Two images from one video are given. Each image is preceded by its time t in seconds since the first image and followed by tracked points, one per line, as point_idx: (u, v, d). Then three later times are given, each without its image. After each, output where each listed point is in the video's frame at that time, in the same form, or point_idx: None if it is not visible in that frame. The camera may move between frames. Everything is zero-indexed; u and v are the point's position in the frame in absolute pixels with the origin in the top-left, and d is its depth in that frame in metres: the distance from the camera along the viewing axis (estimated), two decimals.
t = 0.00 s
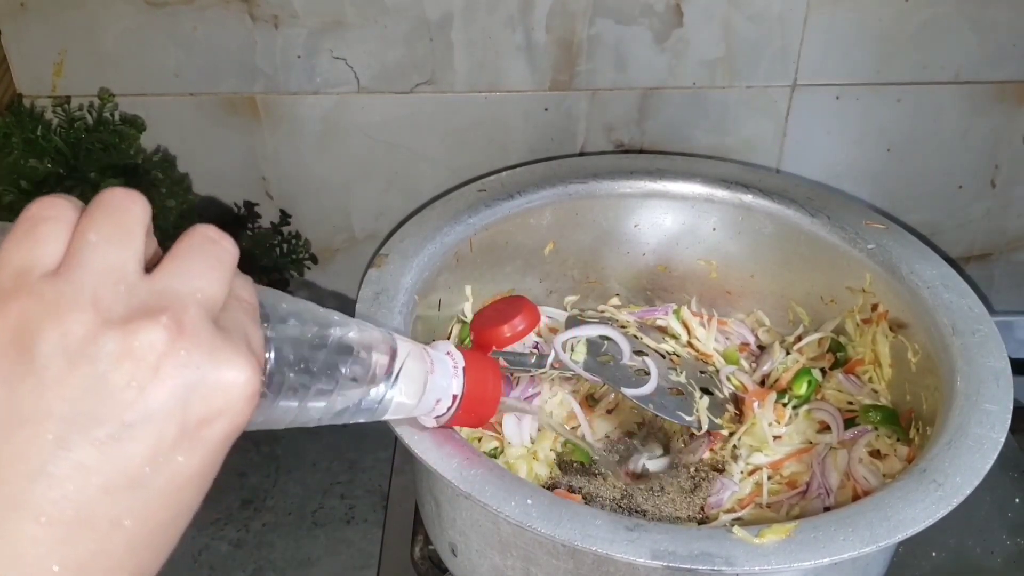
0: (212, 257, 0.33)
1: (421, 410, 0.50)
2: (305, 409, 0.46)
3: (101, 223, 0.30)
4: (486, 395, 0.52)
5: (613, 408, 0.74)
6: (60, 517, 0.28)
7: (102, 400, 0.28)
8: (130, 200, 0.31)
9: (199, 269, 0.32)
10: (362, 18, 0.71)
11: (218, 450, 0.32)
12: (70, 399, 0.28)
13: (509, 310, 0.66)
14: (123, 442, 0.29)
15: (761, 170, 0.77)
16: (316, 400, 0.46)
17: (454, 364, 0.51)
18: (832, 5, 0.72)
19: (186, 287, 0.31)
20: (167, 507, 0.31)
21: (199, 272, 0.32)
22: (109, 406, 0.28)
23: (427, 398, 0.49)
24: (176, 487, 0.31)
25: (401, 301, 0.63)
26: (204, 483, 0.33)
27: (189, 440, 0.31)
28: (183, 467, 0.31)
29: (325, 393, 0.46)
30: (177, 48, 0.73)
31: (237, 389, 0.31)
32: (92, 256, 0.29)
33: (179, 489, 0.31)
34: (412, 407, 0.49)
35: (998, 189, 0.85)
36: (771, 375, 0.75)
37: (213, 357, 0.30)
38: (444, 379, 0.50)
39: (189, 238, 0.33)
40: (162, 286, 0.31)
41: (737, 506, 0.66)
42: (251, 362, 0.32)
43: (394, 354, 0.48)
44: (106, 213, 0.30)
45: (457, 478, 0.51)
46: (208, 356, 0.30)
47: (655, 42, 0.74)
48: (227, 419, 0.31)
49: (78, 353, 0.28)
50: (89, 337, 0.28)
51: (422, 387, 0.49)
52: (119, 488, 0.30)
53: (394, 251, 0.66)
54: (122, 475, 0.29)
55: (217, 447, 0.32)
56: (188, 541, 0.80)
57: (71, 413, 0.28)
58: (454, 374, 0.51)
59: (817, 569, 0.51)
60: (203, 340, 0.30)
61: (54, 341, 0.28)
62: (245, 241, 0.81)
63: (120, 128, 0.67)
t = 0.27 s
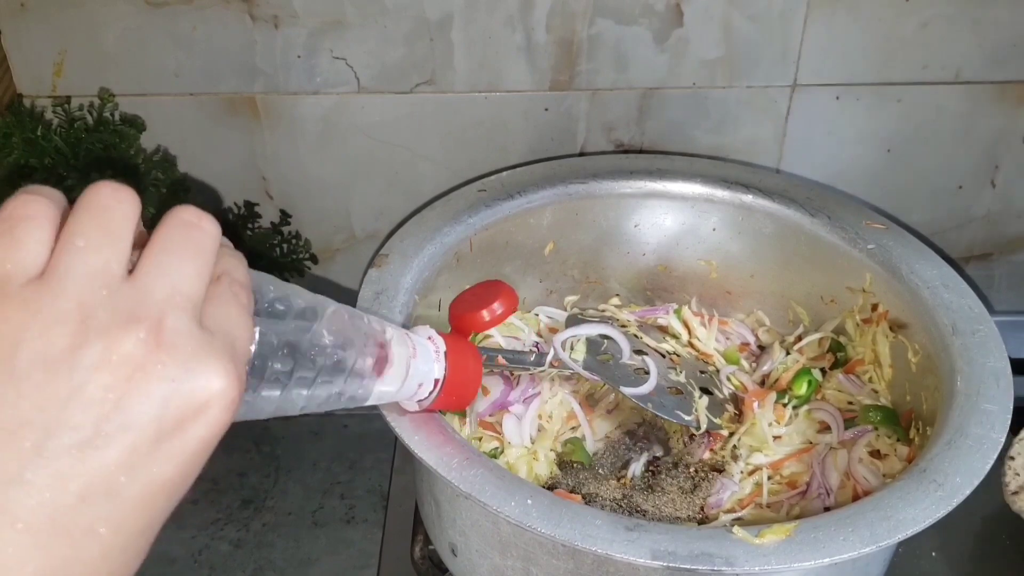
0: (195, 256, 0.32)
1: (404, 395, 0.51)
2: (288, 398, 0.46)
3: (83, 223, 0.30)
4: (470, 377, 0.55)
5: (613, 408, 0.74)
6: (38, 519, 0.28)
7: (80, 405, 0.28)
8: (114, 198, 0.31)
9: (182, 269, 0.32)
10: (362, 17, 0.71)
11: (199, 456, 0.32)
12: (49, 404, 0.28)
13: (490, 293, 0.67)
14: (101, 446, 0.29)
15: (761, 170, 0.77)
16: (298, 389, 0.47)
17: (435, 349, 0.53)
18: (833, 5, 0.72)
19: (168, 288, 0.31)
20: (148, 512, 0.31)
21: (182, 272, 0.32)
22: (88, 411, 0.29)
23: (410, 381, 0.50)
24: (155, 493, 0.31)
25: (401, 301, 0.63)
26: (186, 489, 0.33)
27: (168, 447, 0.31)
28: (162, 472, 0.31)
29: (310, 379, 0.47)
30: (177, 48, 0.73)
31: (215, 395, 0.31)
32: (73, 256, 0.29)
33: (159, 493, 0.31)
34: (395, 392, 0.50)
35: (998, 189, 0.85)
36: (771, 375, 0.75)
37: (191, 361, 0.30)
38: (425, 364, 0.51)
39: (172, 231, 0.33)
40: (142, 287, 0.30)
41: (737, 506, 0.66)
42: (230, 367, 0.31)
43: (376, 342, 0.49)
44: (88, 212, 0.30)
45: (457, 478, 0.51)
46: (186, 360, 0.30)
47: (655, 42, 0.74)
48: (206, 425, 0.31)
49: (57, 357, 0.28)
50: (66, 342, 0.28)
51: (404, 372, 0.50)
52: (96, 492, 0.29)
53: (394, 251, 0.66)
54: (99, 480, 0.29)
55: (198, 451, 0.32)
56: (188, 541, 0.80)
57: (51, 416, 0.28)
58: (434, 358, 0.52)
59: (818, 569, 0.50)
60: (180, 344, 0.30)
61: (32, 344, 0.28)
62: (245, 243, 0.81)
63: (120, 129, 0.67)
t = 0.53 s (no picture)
0: (190, 279, 0.32)
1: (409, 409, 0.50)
2: (291, 413, 0.47)
3: (85, 240, 0.30)
4: (475, 392, 0.52)
5: (613, 408, 0.74)
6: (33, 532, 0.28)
7: (76, 423, 0.28)
8: (113, 218, 0.31)
9: (177, 292, 0.31)
10: (361, 17, 0.71)
11: (191, 472, 0.32)
12: (43, 422, 0.27)
13: (503, 302, 0.63)
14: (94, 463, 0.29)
15: (761, 170, 0.77)
16: (300, 404, 0.47)
17: (440, 362, 0.51)
18: (832, 5, 0.72)
19: (162, 309, 0.31)
20: (140, 525, 0.31)
21: (177, 294, 0.31)
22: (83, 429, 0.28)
23: (413, 398, 0.49)
24: (145, 508, 0.31)
25: (401, 301, 0.63)
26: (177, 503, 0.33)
27: (160, 464, 0.30)
28: (153, 488, 0.31)
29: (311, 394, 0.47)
30: (176, 47, 0.73)
31: (210, 415, 0.30)
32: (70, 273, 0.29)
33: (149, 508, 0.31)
34: (397, 407, 0.49)
35: (998, 189, 0.85)
36: (771, 375, 0.75)
37: (188, 382, 0.30)
38: (429, 379, 0.50)
39: (167, 259, 0.33)
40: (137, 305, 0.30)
41: (737, 505, 0.65)
42: (225, 387, 0.31)
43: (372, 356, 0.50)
44: (88, 230, 0.30)
45: (456, 478, 0.51)
46: (182, 381, 0.30)
47: (655, 42, 0.74)
48: (199, 445, 0.31)
49: (55, 373, 0.27)
50: (62, 359, 0.28)
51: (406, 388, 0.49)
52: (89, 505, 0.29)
53: (394, 251, 0.66)
54: (90, 495, 0.29)
55: (190, 468, 0.32)
56: (188, 541, 0.80)
57: (47, 431, 0.28)
58: (438, 372, 0.51)
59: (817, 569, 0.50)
60: (178, 363, 0.29)
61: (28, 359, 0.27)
62: (244, 241, 0.80)
63: (120, 128, 0.67)
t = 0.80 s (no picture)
0: (149, 313, 0.34)
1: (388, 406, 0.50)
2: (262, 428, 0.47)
3: (47, 280, 0.32)
4: (455, 382, 0.52)
5: (613, 409, 0.74)
6: None
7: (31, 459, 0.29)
8: (76, 255, 0.33)
9: (136, 325, 0.33)
10: (361, 17, 0.71)
11: (147, 508, 0.33)
12: None
13: (478, 290, 0.68)
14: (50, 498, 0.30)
15: (760, 170, 0.77)
16: (273, 417, 0.47)
17: (418, 356, 0.51)
18: (832, 5, 0.72)
19: (119, 346, 0.32)
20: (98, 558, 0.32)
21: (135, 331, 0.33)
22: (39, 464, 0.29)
23: (390, 396, 0.50)
24: (98, 546, 0.32)
25: (401, 301, 0.63)
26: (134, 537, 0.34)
27: (114, 500, 0.32)
28: (109, 525, 0.32)
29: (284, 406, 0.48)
30: (176, 47, 0.73)
31: (164, 450, 0.32)
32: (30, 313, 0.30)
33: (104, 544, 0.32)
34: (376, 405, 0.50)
35: (998, 189, 0.85)
36: (771, 375, 0.75)
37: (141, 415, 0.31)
38: (407, 374, 0.50)
39: (128, 288, 0.34)
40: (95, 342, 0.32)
41: (737, 505, 0.65)
42: (179, 422, 0.33)
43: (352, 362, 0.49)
44: (50, 269, 0.32)
45: (456, 478, 0.51)
46: (137, 414, 0.31)
47: (655, 42, 0.74)
48: (151, 481, 0.32)
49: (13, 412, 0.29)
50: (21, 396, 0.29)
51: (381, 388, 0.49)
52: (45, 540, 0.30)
53: (394, 251, 0.66)
54: (41, 535, 0.30)
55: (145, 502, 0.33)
56: (188, 541, 0.80)
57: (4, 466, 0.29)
58: (415, 367, 0.51)
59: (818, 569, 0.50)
60: (131, 404, 0.31)
61: None
62: (244, 242, 0.81)
63: (120, 128, 0.67)
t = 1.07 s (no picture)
0: (145, 320, 0.32)
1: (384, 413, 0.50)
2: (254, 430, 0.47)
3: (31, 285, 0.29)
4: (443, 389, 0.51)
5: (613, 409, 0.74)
6: None
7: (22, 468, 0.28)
8: (63, 259, 0.30)
9: (131, 334, 0.31)
10: (361, 17, 0.71)
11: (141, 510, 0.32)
12: None
13: (473, 294, 0.63)
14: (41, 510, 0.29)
15: (760, 170, 0.77)
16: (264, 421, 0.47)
17: (412, 362, 0.50)
18: (832, 5, 0.72)
19: (111, 350, 0.31)
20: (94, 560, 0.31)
21: (126, 336, 0.31)
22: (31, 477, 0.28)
23: (384, 400, 0.49)
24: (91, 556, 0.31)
25: (400, 302, 0.63)
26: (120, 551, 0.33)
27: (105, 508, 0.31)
28: (105, 531, 0.31)
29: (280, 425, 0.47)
30: (176, 47, 0.73)
31: (154, 455, 0.30)
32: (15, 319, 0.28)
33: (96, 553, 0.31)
34: (370, 409, 0.49)
35: (998, 189, 0.85)
36: (771, 375, 0.75)
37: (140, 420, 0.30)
38: (400, 380, 0.49)
39: (119, 299, 0.32)
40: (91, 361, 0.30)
41: (737, 505, 0.65)
42: (171, 426, 0.31)
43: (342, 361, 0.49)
44: (33, 267, 0.29)
45: (456, 478, 0.51)
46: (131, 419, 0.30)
47: (655, 42, 0.73)
48: (144, 485, 0.31)
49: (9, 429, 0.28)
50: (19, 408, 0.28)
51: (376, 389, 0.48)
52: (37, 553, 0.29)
53: (394, 251, 0.66)
54: (31, 543, 0.29)
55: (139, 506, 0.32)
56: (188, 541, 0.80)
57: None
58: (410, 373, 0.50)
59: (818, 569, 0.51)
60: (122, 408, 0.30)
61: None
62: (244, 242, 0.81)
63: (120, 128, 0.67)
